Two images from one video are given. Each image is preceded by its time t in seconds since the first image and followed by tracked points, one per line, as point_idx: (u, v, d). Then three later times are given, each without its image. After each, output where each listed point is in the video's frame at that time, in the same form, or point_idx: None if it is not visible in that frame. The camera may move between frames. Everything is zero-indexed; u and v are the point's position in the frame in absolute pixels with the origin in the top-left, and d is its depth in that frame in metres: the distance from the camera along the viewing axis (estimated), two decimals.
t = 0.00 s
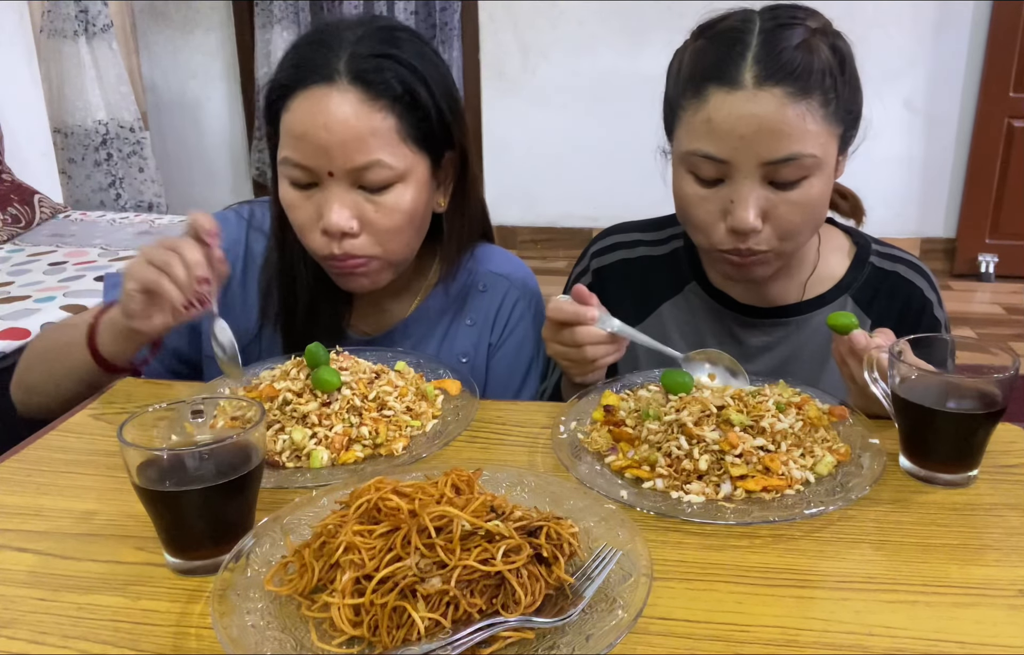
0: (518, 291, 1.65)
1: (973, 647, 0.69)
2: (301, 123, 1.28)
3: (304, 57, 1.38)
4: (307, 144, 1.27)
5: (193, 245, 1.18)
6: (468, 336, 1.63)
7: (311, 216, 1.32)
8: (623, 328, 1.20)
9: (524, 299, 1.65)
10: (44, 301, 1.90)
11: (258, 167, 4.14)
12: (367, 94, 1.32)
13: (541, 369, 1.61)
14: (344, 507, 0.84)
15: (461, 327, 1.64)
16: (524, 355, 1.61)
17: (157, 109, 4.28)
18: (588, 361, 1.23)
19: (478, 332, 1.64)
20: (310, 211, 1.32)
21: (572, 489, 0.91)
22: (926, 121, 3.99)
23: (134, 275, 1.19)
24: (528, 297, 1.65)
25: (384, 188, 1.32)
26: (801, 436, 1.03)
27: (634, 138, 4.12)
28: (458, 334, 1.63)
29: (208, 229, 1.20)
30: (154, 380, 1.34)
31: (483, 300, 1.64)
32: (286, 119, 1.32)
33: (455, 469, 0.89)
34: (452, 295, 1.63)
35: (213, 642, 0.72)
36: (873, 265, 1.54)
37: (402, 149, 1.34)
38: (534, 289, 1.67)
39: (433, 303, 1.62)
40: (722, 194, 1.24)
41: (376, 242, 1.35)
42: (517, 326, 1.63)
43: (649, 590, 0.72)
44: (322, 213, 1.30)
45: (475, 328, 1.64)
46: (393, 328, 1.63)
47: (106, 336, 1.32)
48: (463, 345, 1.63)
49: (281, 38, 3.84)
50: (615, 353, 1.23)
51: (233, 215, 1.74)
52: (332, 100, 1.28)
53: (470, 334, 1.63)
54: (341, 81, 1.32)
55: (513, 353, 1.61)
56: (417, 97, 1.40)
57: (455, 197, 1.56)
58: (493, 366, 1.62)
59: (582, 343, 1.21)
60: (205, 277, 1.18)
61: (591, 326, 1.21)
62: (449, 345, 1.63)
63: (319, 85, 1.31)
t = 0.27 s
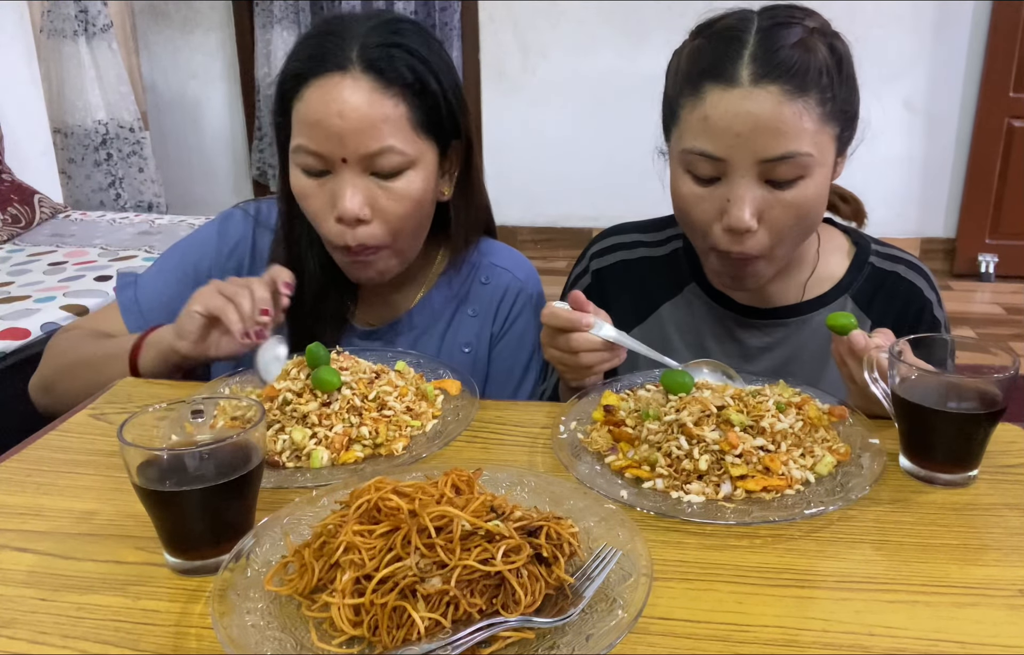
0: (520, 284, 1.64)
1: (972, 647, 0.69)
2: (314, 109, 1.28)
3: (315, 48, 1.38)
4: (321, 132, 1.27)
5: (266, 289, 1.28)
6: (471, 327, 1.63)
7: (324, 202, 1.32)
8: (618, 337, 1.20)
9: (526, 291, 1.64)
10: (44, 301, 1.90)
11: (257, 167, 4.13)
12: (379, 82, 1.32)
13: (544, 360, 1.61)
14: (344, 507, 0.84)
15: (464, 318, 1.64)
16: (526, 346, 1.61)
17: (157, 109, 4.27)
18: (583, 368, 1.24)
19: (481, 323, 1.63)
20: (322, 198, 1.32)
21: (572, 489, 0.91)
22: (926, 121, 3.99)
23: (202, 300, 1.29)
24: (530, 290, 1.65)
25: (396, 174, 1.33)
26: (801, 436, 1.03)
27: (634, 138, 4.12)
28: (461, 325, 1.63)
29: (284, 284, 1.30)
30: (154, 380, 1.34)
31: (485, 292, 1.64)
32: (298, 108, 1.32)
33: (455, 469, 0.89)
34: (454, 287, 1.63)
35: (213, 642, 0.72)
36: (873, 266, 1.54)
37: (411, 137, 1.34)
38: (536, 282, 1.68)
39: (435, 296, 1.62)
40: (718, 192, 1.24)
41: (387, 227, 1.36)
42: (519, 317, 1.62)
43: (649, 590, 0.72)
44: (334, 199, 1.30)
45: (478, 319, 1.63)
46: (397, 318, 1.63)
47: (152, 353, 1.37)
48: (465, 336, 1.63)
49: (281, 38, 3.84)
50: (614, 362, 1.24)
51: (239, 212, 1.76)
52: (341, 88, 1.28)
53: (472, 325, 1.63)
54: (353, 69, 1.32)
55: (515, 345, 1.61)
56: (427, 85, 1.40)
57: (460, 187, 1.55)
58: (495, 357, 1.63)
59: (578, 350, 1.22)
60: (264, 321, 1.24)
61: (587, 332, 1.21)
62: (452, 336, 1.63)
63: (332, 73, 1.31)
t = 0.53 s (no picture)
0: (522, 281, 1.64)
1: (972, 647, 0.69)
2: (323, 103, 1.28)
3: (325, 43, 1.38)
4: (331, 125, 1.27)
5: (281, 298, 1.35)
6: (472, 323, 1.63)
7: (333, 194, 1.32)
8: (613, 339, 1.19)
9: (529, 287, 1.64)
10: (44, 300, 1.90)
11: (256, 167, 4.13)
12: (388, 76, 1.32)
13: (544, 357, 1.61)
14: (343, 507, 0.84)
15: (466, 313, 1.63)
16: (527, 343, 1.60)
17: (157, 109, 4.28)
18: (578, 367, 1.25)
19: (482, 319, 1.63)
20: (332, 190, 1.32)
21: (572, 489, 0.91)
22: (926, 121, 3.99)
23: (218, 308, 1.36)
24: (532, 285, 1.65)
25: (405, 166, 1.33)
26: (801, 436, 1.03)
27: (634, 138, 4.12)
28: (462, 321, 1.63)
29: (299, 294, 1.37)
30: (155, 380, 1.34)
31: (487, 288, 1.63)
32: (307, 103, 1.32)
33: (455, 469, 0.89)
34: (456, 284, 1.63)
35: (213, 642, 0.72)
36: (873, 267, 1.53)
37: (421, 130, 1.35)
38: (537, 279, 1.67)
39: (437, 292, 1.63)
40: (718, 193, 1.24)
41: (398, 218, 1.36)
42: (520, 313, 1.62)
43: (649, 591, 0.72)
44: (344, 191, 1.31)
45: (479, 315, 1.63)
46: (401, 313, 1.63)
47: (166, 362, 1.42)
48: (467, 332, 1.63)
49: (281, 38, 3.83)
50: (607, 362, 1.24)
51: (244, 210, 1.76)
52: (349, 82, 1.29)
53: (474, 321, 1.63)
54: (363, 63, 1.32)
55: (516, 341, 1.61)
56: (435, 79, 1.40)
57: (466, 181, 1.55)
58: (496, 353, 1.63)
59: (573, 351, 1.22)
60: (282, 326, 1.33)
61: (582, 333, 1.21)
62: (453, 332, 1.63)
63: (342, 67, 1.32)
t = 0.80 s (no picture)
0: (524, 279, 1.64)
1: (973, 647, 0.69)
2: (330, 101, 1.28)
3: (331, 41, 1.38)
4: (338, 123, 1.28)
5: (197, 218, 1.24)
6: (474, 320, 1.63)
7: (338, 192, 1.32)
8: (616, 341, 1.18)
9: (530, 285, 1.65)
10: (44, 301, 1.90)
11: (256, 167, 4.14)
12: (394, 74, 1.32)
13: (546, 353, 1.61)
14: (343, 507, 0.84)
15: (467, 311, 1.63)
16: (528, 339, 1.60)
17: (157, 109, 4.28)
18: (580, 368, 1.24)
19: (484, 317, 1.63)
20: (337, 188, 1.32)
21: (572, 489, 0.91)
22: (926, 121, 3.99)
23: (152, 259, 1.24)
24: (534, 283, 1.66)
25: (410, 164, 1.33)
26: (801, 436, 1.03)
27: (635, 138, 4.11)
28: (464, 319, 1.63)
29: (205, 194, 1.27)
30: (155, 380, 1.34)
31: (489, 285, 1.63)
32: (313, 101, 1.32)
33: (455, 469, 0.89)
34: (458, 281, 1.63)
35: (213, 642, 0.72)
36: (874, 267, 1.53)
37: (426, 128, 1.35)
38: (538, 277, 1.68)
39: (438, 290, 1.62)
40: (717, 192, 1.24)
41: (403, 217, 1.36)
42: (522, 310, 1.62)
43: (648, 591, 0.72)
44: (349, 189, 1.31)
45: (481, 312, 1.63)
46: (403, 310, 1.63)
47: (139, 318, 1.38)
48: (468, 329, 1.63)
49: (280, 38, 3.83)
50: (611, 365, 1.22)
51: (246, 207, 1.76)
52: (354, 80, 1.29)
53: (475, 319, 1.63)
54: (369, 62, 1.32)
55: (518, 338, 1.61)
56: (441, 77, 1.40)
57: (468, 178, 1.55)
58: (498, 350, 1.63)
59: (576, 350, 1.21)
60: (223, 240, 1.25)
61: (587, 333, 1.21)
62: (455, 330, 1.63)
63: (348, 65, 1.32)
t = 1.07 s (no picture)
0: (526, 277, 1.64)
1: (972, 647, 0.69)
2: (340, 102, 1.29)
3: (338, 42, 1.37)
4: (348, 124, 1.28)
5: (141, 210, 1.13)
6: (476, 319, 1.63)
7: (346, 193, 1.32)
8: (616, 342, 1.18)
9: (531, 284, 1.65)
10: (43, 301, 1.90)
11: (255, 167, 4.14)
12: (404, 75, 1.33)
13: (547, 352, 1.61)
14: (343, 507, 0.84)
15: (469, 309, 1.63)
16: (530, 338, 1.61)
17: (157, 109, 4.28)
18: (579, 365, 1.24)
19: (486, 315, 1.63)
20: (345, 189, 1.32)
21: (572, 489, 0.91)
22: (926, 121, 3.99)
23: (133, 270, 1.18)
24: (535, 282, 1.66)
25: (419, 165, 1.33)
26: (801, 436, 1.03)
27: (634, 138, 4.12)
28: (466, 318, 1.63)
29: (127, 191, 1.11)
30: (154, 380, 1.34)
31: (491, 284, 1.63)
32: (322, 102, 1.32)
33: (455, 469, 0.89)
34: (460, 280, 1.63)
35: (213, 642, 0.72)
36: (875, 267, 1.53)
37: (434, 129, 1.35)
38: (540, 276, 1.68)
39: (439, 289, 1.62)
40: (719, 192, 1.24)
41: (412, 217, 1.36)
42: (524, 309, 1.62)
43: (649, 591, 0.72)
44: (358, 190, 1.31)
45: (483, 311, 1.63)
46: (404, 309, 1.63)
47: (110, 298, 1.31)
48: (470, 328, 1.63)
49: (278, 38, 3.83)
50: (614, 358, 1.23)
51: (249, 204, 1.77)
52: (362, 81, 1.29)
53: (477, 317, 1.63)
54: (378, 63, 1.32)
55: (520, 336, 1.61)
56: (449, 79, 1.40)
57: (472, 178, 1.55)
58: (500, 348, 1.62)
59: (576, 352, 1.21)
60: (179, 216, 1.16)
61: (585, 335, 1.20)
62: (456, 328, 1.63)
63: (357, 66, 1.32)
